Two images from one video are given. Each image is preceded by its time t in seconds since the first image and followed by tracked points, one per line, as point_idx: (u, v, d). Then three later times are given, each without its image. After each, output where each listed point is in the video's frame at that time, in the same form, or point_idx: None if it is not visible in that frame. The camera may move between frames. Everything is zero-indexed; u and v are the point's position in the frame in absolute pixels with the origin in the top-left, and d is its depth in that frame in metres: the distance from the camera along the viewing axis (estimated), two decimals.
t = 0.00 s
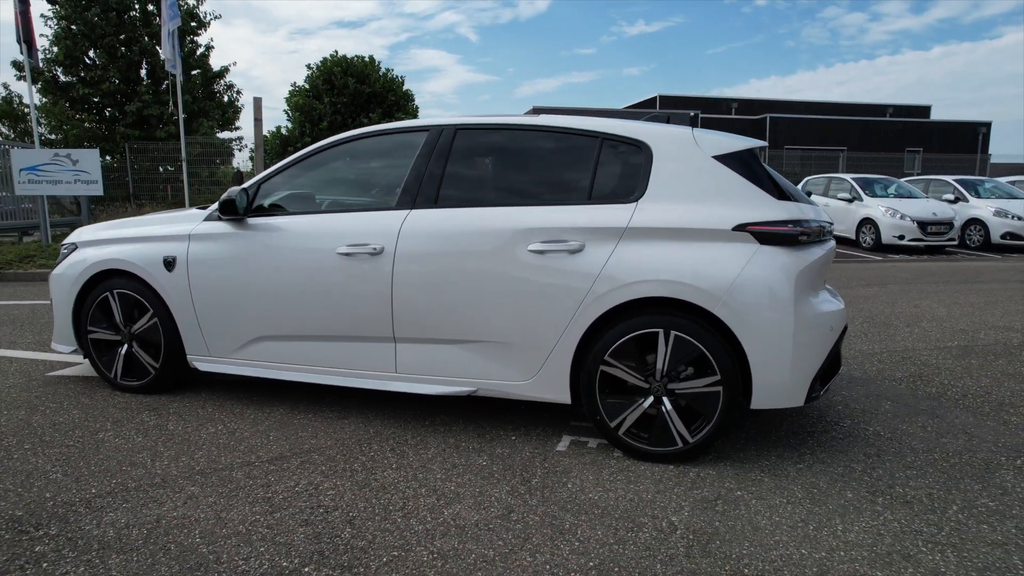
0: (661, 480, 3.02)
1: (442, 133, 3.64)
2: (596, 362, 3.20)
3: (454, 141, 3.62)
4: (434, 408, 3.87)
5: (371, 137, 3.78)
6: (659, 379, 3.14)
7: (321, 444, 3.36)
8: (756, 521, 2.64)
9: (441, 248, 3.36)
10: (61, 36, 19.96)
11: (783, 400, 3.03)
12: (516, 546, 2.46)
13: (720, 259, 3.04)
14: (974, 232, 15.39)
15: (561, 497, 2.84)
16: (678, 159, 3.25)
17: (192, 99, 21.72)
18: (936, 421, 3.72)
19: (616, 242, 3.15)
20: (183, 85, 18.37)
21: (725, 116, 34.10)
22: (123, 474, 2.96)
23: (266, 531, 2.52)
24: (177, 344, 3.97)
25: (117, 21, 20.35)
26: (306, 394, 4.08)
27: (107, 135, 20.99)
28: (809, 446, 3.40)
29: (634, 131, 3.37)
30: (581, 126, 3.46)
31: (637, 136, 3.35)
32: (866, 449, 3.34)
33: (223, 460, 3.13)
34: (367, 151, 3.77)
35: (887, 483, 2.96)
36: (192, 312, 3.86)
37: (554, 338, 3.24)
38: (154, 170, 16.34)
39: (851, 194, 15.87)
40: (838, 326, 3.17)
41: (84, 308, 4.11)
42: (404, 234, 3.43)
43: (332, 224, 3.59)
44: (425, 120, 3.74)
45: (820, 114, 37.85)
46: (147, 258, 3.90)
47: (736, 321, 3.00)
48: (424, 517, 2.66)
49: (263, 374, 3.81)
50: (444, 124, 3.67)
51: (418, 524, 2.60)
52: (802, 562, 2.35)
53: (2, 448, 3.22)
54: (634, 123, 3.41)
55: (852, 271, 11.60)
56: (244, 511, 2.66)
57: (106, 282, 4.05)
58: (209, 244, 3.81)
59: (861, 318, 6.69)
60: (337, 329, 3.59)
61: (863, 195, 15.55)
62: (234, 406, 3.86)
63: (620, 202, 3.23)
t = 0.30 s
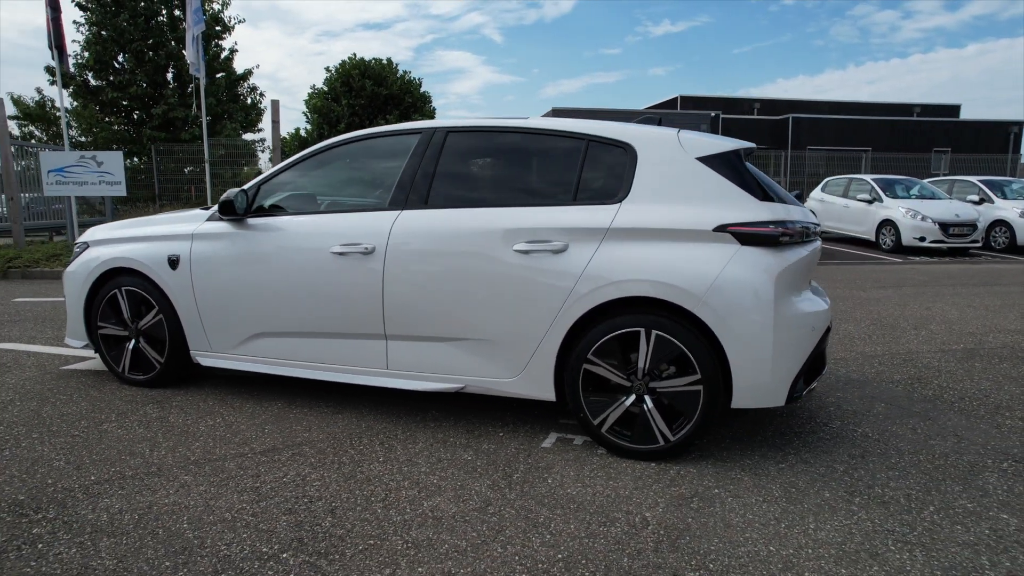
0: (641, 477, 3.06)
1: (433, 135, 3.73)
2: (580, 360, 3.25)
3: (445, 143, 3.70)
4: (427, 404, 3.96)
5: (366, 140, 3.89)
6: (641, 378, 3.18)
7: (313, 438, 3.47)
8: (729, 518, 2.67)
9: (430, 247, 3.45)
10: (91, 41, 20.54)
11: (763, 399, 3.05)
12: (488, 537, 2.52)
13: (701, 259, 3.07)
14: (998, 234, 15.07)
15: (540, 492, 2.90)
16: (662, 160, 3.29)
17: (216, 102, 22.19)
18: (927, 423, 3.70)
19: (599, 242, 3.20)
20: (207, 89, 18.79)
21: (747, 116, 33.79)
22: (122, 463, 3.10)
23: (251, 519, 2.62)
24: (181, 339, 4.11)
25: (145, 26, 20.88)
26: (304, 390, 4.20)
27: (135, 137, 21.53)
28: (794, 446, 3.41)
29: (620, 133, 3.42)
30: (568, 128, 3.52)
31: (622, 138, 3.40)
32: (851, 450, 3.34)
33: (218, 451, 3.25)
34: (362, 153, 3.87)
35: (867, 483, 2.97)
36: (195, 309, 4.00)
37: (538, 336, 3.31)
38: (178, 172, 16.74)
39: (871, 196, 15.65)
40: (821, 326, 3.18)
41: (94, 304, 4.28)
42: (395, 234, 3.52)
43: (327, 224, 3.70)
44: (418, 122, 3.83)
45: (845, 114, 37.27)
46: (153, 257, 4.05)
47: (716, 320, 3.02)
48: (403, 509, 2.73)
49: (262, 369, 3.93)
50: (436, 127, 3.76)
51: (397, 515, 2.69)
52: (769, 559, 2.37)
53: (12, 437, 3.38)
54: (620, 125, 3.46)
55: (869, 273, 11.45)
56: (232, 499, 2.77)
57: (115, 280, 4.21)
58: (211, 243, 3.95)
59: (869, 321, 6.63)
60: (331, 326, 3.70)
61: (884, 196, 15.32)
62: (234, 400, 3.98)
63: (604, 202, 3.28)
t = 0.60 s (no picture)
0: (624, 475, 3.11)
1: (429, 139, 3.83)
2: (567, 359, 3.31)
3: (441, 146, 3.80)
4: (424, 401, 4.05)
5: (366, 144, 4.00)
6: (626, 377, 3.23)
7: (310, 432, 3.58)
8: (706, 516, 2.70)
9: (424, 248, 3.54)
10: (123, 47, 21.14)
11: (746, 399, 3.08)
12: (466, 529, 2.60)
13: (685, 260, 3.11)
14: None
15: (523, 487, 2.97)
16: (649, 162, 3.35)
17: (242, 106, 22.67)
18: (921, 426, 3.69)
19: (586, 243, 3.26)
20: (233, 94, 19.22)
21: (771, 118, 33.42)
22: (126, 453, 3.24)
23: (241, 507, 2.73)
24: (189, 336, 4.27)
25: (174, 32, 21.43)
26: (307, 386, 4.32)
27: (163, 141, 22.09)
28: (782, 447, 3.42)
29: (609, 136, 3.49)
30: (559, 131, 3.59)
31: (611, 141, 3.46)
32: (839, 451, 3.35)
33: (217, 443, 3.38)
34: (362, 156, 3.98)
35: (849, 484, 2.98)
36: (202, 307, 4.15)
37: (527, 335, 3.38)
38: (203, 174, 17.15)
39: (894, 198, 15.40)
40: (807, 328, 3.21)
41: (108, 302, 4.46)
42: (390, 235, 3.62)
43: (326, 226, 3.82)
44: (415, 126, 3.94)
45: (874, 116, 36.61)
46: (163, 257, 4.21)
47: (699, 320, 3.06)
48: (388, 500, 2.83)
49: (265, 365, 4.06)
50: (432, 130, 3.86)
51: (382, 506, 2.78)
52: (738, 556, 2.41)
53: (26, 427, 3.55)
54: (609, 128, 3.52)
55: (888, 276, 11.28)
56: (226, 488, 2.89)
57: (128, 278, 4.38)
58: (217, 243, 4.09)
59: (878, 324, 6.57)
60: (330, 324, 3.81)
61: (907, 198, 15.06)
62: (239, 395, 4.12)
63: (592, 204, 3.34)
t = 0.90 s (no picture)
0: (608, 473, 3.17)
1: (425, 143, 3.93)
2: (554, 358, 3.38)
3: (435, 150, 3.90)
4: (420, 399, 4.14)
5: (364, 148, 4.12)
6: (612, 377, 3.28)
7: (307, 427, 3.70)
8: (683, 514, 2.75)
9: (418, 249, 3.64)
10: (152, 52, 21.71)
11: (728, 400, 3.11)
12: (446, 522, 2.68)
13: (668, 262, 3.15)
14: None
15: (507, 483, 3.04)
16: (637, 165, 3.41)
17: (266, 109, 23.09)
18: (913, 429, 3.67)
19: (572, 245, 3.32)
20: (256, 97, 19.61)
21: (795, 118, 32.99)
22: (131, 444, 3.39)
23: (233, 497, 2.85)
24: (197, 334, 4.42)
25: (201, 37, 21.93)
26: (309, 383, 4.45)
27: (190, 143, 22.61)
28: (770, 447, 3.44)
29: (598, 139, 3.55)
30: (550, 135, 3.67)
31: (599, 144, 3.53)
32: (826, 453, 3.36)
33: (218, 436, 3.51)
34: (360, 159, 4.10)
35: (831, 486, 2.99)
36: (209, 305, 4.30)
37: (516, 335, 3.45)
38: (226, 176, 17.52)
39: (917, 200, 15.14)
40: (794, 329, 3.23)
41: (122, 300, 4.64)
42: (385, 236, 3.73)
43: (325, 227, 3.94)
44: (412, 130, 4.04)
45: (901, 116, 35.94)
46: (173, 257, 4.37)
47: (681, 321, 3.10)
48: (375, 493, 2.92)
49: (268, 362, 4.19)
50: (428, 134, 3.96)
51: (368, 498, 2.87)
52: (709, 553, 2.45)
53: (40, 419, 3.73)
54: (598, 132, 3.59)
55: (907, 279, 11.11)
56: (221, 479, 3.02)
57: (140, 278, 4.56)
58: (223, 243, 4.24)
59: (887, 327, 6.50)
60: (328, 323, 3.93)
61: (930, 200, 14.79)
62: (243, 391, 4.26)
63: (579, 206, 3.41)
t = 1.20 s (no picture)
0: (593, 470, 3.23)
1: (422, 146, 4.04)
2: (543, 357, 3.45)
3: (432, 153, 4.01)
4: (418, 396, 4.25)
5: (364, 150, 4.24)
6: (599, 375, 3.34)
7: (306, 421, 3.82)
8: (661, 511, 2.79)
9: (413, 249, 3.74)
10: (179, 56, 22.24)
11: (712, 399, 3.17)
12: (429, 513, 2.77)
13: (654, 263, 3.21)
14: None
15: (492, 478, 3.12)
16: (625, 168, 3.47)
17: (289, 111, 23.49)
18: (906, 432, 3.67)
19: (561, 246, 3.39)
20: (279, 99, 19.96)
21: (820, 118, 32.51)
22: (137, 435, 3.54)
23: (229, 486, 2.98)
24: (206, 330, 4.58)
25: (227, 40, 22.39)
26: (312, 380, 4.57)
27: (216, 144, 23.11)
28: (757, 448, 3.47)
29: (588, 143, 3.63)
30: (542, 138, 3.75)
31: (590, 148, 3.60)
32: (813, 454, 3.38)
33: (220, 429, 3.65)
34: (361, 162, 4.22)
35: (813, 486, 3.01)
36: (216, 303, 4.45)
37: (506, 334, 3.53)
38: (249, 177, 17.87)
39: (941, 200, 14.85)
40: (779, 330, 3.26)
41: (135, 298, 4.82)
42: (383, 237, 3.84)
43: (326, 228, 4.06)
44: (410, 133, 4.15)
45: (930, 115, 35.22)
46: (183, 256, 4.54)
47: (666, 321, 3.16)
48: (363, 485, 3.02)
49: (272, 358, 4.33)
50: (425, 138, 4.07)
51: (356, 490, 2.98)
52: (681, 548, 2.50)
53: (55, 410, 3.90)
54: (589, 136, 3.66)
55: (926, 281, 10.92)
56: (219, 470, 3.15)
57: (152, 276, 4.73)
58: (230, 243, 4.39)
59: (896, 329, 6.43)
60: (329, 320, 4.05)
61: (954, 200, 14.50)
62: (248, 386, 4.41)
63: (569, 208, 3.49)
